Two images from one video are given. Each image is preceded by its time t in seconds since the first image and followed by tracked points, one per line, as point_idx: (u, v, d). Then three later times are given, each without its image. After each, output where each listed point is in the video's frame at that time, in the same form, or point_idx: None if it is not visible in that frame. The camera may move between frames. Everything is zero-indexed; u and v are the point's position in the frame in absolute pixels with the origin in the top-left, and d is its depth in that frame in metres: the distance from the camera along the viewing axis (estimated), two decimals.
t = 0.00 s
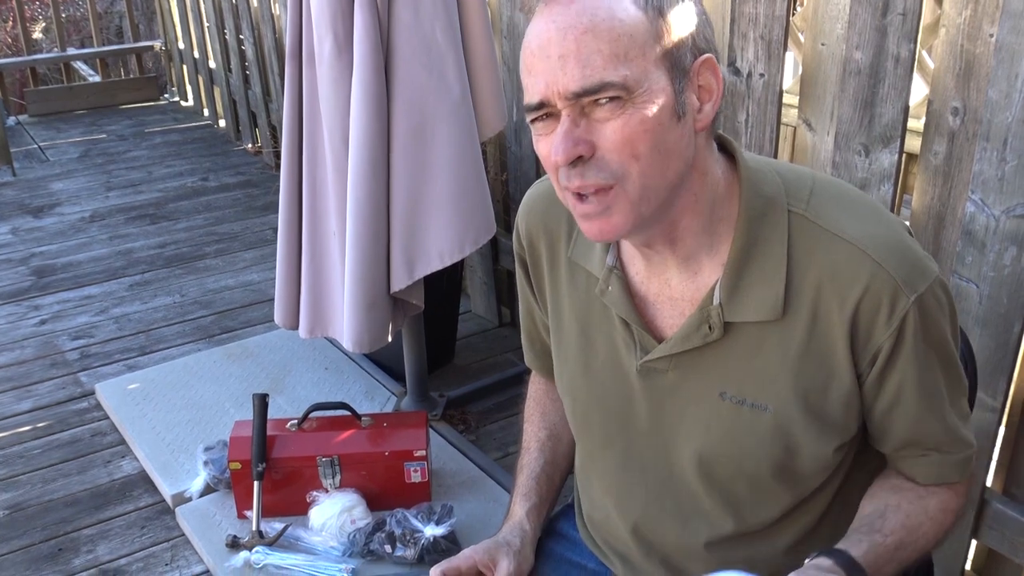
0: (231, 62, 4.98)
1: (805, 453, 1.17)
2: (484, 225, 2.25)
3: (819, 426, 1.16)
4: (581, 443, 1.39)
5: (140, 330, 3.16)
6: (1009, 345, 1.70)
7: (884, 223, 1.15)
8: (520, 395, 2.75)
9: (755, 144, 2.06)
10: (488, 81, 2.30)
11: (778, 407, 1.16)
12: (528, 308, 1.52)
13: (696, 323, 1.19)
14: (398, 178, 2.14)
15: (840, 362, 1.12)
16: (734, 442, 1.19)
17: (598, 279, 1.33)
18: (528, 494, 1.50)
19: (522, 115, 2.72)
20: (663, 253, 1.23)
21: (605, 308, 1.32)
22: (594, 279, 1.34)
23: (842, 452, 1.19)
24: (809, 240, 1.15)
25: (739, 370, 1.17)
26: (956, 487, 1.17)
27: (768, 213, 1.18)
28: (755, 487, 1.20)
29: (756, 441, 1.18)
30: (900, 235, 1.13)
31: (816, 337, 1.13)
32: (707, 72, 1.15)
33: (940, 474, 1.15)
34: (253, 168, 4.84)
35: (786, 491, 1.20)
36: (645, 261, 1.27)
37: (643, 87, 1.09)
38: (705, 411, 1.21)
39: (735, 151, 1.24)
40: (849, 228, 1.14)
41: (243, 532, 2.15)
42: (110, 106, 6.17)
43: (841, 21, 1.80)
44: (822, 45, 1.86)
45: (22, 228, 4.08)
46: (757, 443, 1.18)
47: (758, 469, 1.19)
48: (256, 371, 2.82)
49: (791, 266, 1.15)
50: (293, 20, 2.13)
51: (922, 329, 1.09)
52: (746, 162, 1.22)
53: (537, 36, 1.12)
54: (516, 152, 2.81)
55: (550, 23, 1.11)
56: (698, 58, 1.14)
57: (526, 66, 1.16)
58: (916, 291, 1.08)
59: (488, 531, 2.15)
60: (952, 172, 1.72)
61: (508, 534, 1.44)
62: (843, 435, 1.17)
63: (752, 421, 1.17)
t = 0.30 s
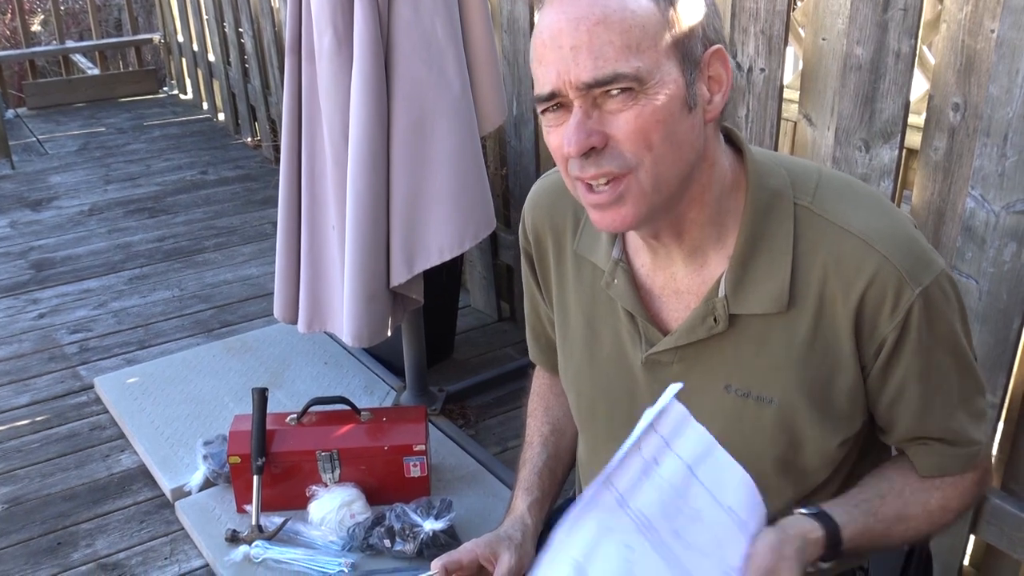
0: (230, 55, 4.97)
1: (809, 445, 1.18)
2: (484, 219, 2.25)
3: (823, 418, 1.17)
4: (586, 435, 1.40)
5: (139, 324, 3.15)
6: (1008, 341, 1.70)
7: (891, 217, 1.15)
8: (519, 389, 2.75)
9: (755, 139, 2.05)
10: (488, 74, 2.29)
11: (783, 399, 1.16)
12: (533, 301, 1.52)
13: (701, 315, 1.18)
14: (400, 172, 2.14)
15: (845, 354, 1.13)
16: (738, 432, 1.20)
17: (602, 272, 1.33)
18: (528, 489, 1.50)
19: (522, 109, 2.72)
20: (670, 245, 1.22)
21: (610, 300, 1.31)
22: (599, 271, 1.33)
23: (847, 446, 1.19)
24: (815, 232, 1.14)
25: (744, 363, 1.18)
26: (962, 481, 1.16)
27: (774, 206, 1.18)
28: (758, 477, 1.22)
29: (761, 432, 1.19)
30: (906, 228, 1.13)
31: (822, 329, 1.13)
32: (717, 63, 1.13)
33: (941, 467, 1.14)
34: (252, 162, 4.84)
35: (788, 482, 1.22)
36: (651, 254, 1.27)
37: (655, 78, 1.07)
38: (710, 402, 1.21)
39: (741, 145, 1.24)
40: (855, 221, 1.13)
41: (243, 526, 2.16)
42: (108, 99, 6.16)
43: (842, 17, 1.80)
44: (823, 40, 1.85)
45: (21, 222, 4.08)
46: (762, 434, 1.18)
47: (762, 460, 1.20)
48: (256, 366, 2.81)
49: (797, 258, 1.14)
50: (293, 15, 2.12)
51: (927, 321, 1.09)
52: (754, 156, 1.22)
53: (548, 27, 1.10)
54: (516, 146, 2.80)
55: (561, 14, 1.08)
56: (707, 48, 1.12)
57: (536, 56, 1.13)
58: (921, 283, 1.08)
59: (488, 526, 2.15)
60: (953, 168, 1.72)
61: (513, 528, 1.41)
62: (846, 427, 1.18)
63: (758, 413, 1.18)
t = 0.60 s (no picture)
0: (229, 54, 4.97)
1: (809, 442, 1.19)
2: (482, 219, 2.26)
3: (824, 416, 1.17)
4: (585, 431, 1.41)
5: (138, 323, 3.16)
6: (1006, 339, 1.71)
7: (893, 216, 1.15)
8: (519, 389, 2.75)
9: (754, 138, 2.06)
10: (487, 73, 2.29)
11: (783, 396, 1.16)
12: (534, 297, 1.52)
13: (704, 311, 1.18)
14: (400, 171, 2.14)
15: (846, 352, 1.13)
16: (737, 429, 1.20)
17: (605, 268, 1.32)
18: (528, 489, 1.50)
19: (521, 109, 2.72)
20: (675, 241, 1.23)
21: (613, 297, 1.31)
22: (603, 267, 1.33)
23: (845, 444, 1.20)
24: (818, 231, 1.14)
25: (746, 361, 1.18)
26: (944, 490, 1.17)
27: (778, 203, 1.18)
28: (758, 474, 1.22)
29: (760, 429, 1.19)
30: (908, 228, 1.13)
31: (823, 327, 1.14)
32: (729, 61, 1.13)
33: (928, 472, 1.15)
34: (251, 161, 4.84)
35: (787, 479, 1.22)
36: (655, 250, 1.27)
37: (670, 76, 1.06)
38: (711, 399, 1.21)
39: (748, 144, 1.24)
40: (858, 219, 1.13)
41: (241, 526, 2.16)
42: (107, 99, 6.16)
43: (840, 16, 1.80)
44: (821, 39, 1.86)
45: (20, 221, 4.07)
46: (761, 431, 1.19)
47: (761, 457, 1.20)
48: (255, 365, 2.81)
49: (800, 255, 1.14)
50: (292, 13, 2.12)
51: (927, 322, 1.09)
52: (759, 154, 1.22)
53: (564, 24, 1.08)
54: (514, 146, 2.80)
55: (578, 11, 1.07)
56: (720, 45, 1.12)
57: (550, 51, 1.12)
58: (923, 284, 1.08)
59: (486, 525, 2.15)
60: (951, 167, 1.73)
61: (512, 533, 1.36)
62: (846, 426, 1.18)
63: (758, 410, 1.18)
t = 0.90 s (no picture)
0: (227, 54, 4.96)
1: (807, 440, 1.19)
2: (480, 218, 2.26)
3: (822, 412, 1.17)
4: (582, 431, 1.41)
5: (136, 323, 3.16)
6: (1003, 338, 1.71)
7: (890, 213, 1.15)
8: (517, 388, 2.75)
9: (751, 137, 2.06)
10: (484, 72, 2.29)
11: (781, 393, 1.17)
12: (532, 296, 1.53)
13: (702, 308, 1.18)
14: (399, 170, 2.14)
15: (844, 348, 1.13)
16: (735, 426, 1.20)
17: (604, 266, 1.33)
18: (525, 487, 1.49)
19: (519, 108, 2.72)
20: (673, 239, 1.23)
21: (611, 295, 1.31)
22: (601, 266, 1.33)
23: (844, 441, 1.20)
24: (816, 228, 1.15)
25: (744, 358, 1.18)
26: (951, 485, 1.17)
27: (776, 200, 1.18)
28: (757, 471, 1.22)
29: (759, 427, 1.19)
30: (905, 225, 1.14)
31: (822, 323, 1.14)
32: (726, 60, 1.13)
33: (929, 468, 1.15)
34: (249, 161, 4.84)
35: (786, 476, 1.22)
36: (653, 248, 1.27)
37: (666, 75, 1.07)
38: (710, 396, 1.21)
39: (745, 142, 1.24)
40: (856, 216, 1.14)
41: (240, 525, 2.16)
42: (105, 99, 6.16)
43: (837, 15, 1.80)
44: (818, 38, 1.86)
45: (18, 222, 4.07)
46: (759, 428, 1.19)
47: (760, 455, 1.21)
48: (253, 365, 2.82)
49: (798, 252, 1.15)
50: (289, 13, 2.12)
51: (925, 317, 1.09)
52: (756, 152, 1.22)
53: (560, 23, 1.09)
54: (512, 145, 2.80)
55: (574, 11, 1.08)
56: (717, 42, 1.12)
57: (547, 50, 1.12)
58: (920, 280, 1.09)
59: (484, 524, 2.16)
60: (948, 166, 1.73)
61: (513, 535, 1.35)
62: (843, 424, 1.18)
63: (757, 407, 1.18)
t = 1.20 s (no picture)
0: (225, 52, 4.96)
1: (802, 437, 1.19)
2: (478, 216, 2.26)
3: (818, 410, 1.18)
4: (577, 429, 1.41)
5: (134, 322, 3.16)
6: (1000, 337, 1.71)
7: (886, 211, 1.15)
8: (514, 387, 2.75)
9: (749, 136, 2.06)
10: (482, 70, 2.30)
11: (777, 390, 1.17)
12: (529, 295, 1.53)
13: (698, 306, 1.18)
14: (396, 168, 2.14)
15: (840, 345, 1.13)
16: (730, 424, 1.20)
17: (601, 264, 1.33)
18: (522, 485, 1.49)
19: (517, 107, 2.72)
20: (670, 238, 1.23)
21: (608, 292, 1.31)
22: (598, 264, 1.34)
23: (839, 438, 1.21)
24: (813, 227, 1.15)
25: (740, 355, 1.18)
26: (936, 486, 1.18)
27: (773, 198, 1.18)
28: (754, 468, 1.22)
29: (754, 424, 1.19)
30: (901, 224, 1.14)
31: (817, 320, 1.14)
32: (725, 60, 1.13)
33: (921, 469, 1.16)
34: (247, 159, 4.84)
35: (782, 473, 1.22)
36: (649, 246, 1.27)
37: (667, 78, 1.07)
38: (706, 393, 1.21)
39: (743, 141, 1.24)
40: (852, 214, 1.14)
41: (238, 523, 2.16)
42: (102, 98, 6.15)
43: (834, 15, 1.80)
44: (816, 38, 1.87)
45: (16, 220, 4.07)
46: (755, 426, 1.19)
47: (755, 453, 1.21)
48: (251, 364, 2.81)
49: (794, 250, 1.15)
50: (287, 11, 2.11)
51: (920, 315, 1.10)
52: (754, 151, 1.23)
53: (560, 25, 1.09)
54: (510, 144, 2.80)
55: (575, 13, 1.08)
56: (716, 43, 1.12)
57: (547, 52, 1.12)
58: (915, 278, 1.09)
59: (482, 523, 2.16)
60: (945, 166, 1.74)
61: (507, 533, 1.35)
62: (839, 422, 1.19)
63: (752, 404, 1.19)
